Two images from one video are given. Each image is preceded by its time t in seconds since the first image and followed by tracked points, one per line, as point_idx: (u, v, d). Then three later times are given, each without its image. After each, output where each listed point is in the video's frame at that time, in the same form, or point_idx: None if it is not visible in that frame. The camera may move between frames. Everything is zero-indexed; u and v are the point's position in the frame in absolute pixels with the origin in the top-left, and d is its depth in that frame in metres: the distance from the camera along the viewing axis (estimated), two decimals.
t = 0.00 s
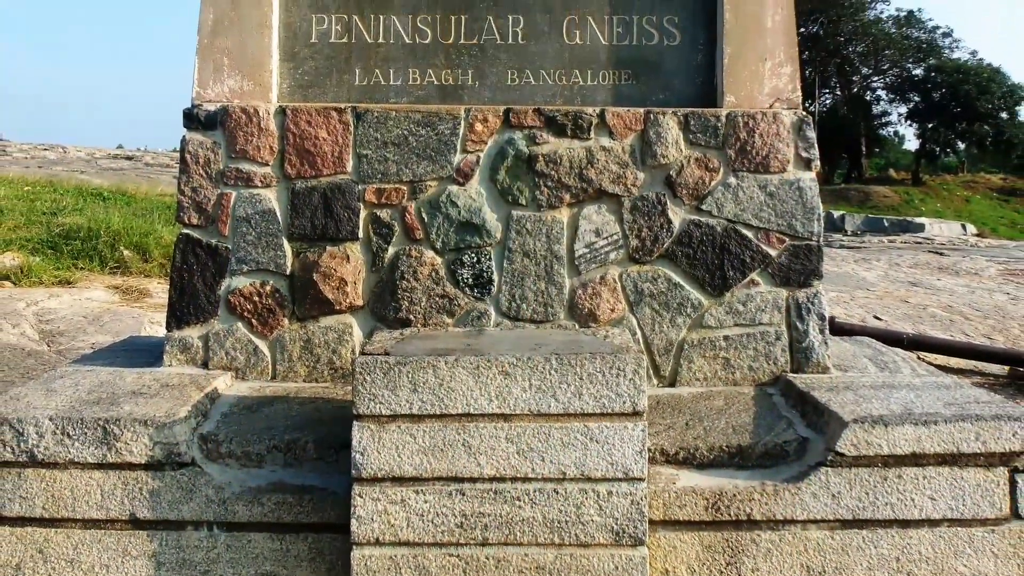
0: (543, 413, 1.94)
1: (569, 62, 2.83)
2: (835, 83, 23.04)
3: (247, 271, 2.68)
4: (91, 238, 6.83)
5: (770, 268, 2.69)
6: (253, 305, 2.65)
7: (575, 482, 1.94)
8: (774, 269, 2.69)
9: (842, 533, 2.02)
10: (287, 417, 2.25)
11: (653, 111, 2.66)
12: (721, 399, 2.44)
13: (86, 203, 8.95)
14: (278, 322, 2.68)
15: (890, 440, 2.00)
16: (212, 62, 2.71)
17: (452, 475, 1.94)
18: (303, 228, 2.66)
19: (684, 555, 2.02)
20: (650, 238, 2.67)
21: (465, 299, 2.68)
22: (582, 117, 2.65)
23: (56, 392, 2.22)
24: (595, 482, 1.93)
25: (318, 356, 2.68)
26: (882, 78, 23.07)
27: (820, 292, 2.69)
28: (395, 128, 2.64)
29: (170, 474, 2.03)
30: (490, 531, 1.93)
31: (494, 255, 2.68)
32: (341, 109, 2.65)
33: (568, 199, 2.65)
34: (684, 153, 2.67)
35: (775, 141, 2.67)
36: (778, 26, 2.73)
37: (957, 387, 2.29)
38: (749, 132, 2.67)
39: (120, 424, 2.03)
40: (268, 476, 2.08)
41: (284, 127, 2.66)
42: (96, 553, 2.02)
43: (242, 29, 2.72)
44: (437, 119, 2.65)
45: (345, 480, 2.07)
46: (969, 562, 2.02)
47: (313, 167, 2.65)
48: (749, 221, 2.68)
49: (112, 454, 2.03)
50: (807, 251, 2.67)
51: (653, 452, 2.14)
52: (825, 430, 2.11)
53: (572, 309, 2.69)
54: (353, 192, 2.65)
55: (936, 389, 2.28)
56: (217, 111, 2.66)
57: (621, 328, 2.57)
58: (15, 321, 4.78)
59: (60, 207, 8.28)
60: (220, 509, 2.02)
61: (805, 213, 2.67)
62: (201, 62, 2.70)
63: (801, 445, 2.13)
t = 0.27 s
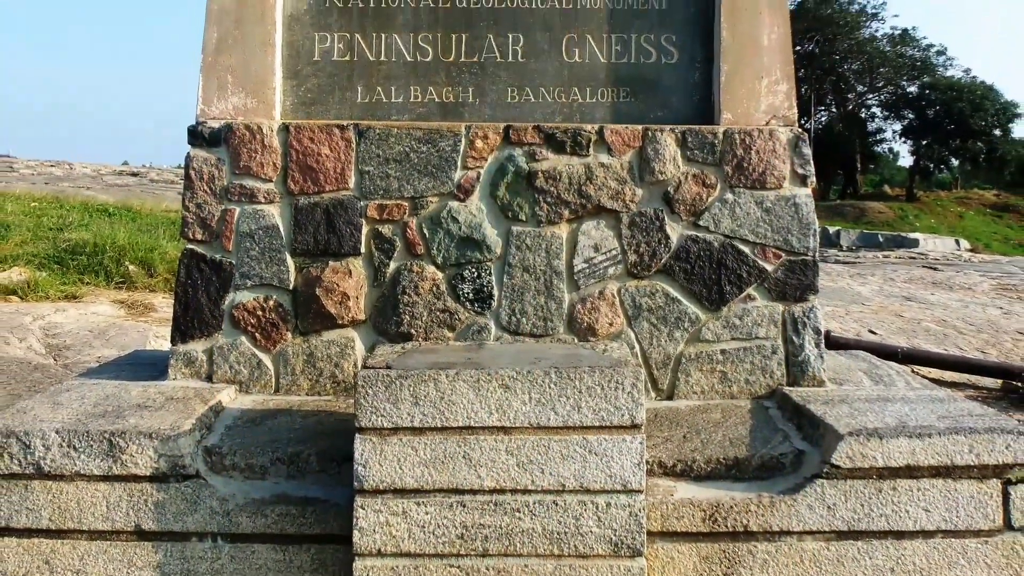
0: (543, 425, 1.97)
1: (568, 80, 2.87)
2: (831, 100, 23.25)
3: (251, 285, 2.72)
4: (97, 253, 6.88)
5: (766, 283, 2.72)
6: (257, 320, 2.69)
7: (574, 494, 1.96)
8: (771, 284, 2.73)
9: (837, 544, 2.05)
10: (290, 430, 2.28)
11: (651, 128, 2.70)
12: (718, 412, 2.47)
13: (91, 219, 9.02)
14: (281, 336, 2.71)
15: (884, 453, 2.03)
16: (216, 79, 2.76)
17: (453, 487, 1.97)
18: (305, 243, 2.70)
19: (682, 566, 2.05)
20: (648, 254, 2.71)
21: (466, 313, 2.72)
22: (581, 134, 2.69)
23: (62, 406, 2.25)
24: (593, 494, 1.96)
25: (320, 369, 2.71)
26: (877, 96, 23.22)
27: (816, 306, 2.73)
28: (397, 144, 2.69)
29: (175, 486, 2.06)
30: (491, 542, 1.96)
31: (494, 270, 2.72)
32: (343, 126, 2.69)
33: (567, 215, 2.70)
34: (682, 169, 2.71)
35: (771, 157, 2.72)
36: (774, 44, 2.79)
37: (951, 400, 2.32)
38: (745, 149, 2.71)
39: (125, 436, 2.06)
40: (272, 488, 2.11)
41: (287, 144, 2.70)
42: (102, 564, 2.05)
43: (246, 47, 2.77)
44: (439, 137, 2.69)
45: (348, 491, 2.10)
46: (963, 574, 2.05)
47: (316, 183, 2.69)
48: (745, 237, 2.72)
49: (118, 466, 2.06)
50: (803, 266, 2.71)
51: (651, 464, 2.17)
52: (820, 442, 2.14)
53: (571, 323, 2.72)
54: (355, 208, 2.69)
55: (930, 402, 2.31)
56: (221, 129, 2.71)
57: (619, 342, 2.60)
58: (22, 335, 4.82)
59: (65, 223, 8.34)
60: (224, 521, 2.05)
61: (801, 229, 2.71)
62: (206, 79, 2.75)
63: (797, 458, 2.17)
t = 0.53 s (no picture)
0: (542, 438, 2.00)
1: (567, 97, 2.92)
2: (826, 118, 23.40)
3: (254, 299, 2.75)
4: (102, 268, 6.94)
5: (763, 298, 2.76)
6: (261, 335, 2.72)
7: (573, 505, 1.99)
8: (767, 298, 2.76)
9: (832, 555, 2.08)
10: (293, 442, 2.32)
11: (649, 144, 2.75)
12: (715, 425, 2.50)
13: (97, 234, 9.08)
14: (285, 350, 2.75)
15: (879, 465, 2.06)
16: (221, 96, 2.81)
17: (454, 498, 2.00)
18: (308, 258, 2.74)
19: None
20: (646, 269, 2.75)
21: (466, 327, 2.76)
22: (580, 151, 2.74)
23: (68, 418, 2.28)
24: (592, 506, 1.99)
25: (323, 383, 2.75)
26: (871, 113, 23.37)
27: (812, 321, 2.77)
28: (398, 161, 2.73)
29: (180, 497, 2.10)
30: (491, 552, 1.99)
31: (494, 285, 2.75)
32: (345, 143, 2.73)
33: (566, 230, 2.74)
34: (679, 185, 2.76)
35: (768, 173, 2.76)
36: (770, 61, 2.83)
37: (945, 413, 2.35)
38: (742, 165, 2.76)
39: (131, 448, 2.09)
40: (275, 500, 2.14)
41: (290, 160, 2.74)
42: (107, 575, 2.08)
43: (250, 64, 2.82)
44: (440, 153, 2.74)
45: (350, 503, 2.13)
46: None
47: (319, 199, 2.73)
48: (742, 252, 2.76)
49: (124, 478, 2.09)
50: (799, 280, 2.75)
51: (649, 476, 2.19)
52: (816, 455, 2.17)
53: (570, 337, 2.76)
54: (357, 224, 2.73)
55: (924, 415, 2.35)
56: (225, 145, 2.75)
57: (618, 355, 2.64)
58: (29, 348, 4.86)
59: (72, 238, 8.40)
60: (228, 532, 2.08)
61: (797, 244, 2.75)
62: (210, 97, 2.80)
63: (792, 470, 2.20)
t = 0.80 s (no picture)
0: (542, 450, 2.03)
1: (566, 114, 2.97)
2: (821, 134, 23.59)
3: (258, 314, 2.79)
4: (108, 282, 6.99)
5: (760, 312, 2.80)
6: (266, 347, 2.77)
7: (572, 516, 2.02)
8: (764, 312, 2.80)
9: (827, 565, 2.12)
10: (296, 454, 2.35)
11: (648, 160, 2.79)
12: (713, 437, 2.53)
13: (104, 249, 9.14)
14: (288, 363, 2.78)
15: (874, 477, 2.09)
16: (225, 113, 2.86)
17: (454, 509, 2.03)
18: (310, 273, 2.77)
19: None
20: (645, 283, 2.79)
21: (467, 340, 2.79)
22: (579, 166, 2.78)
23: (74, 431, 2.32)
24: (591, 517, 2.02)
25: (325, 395, 2.78)
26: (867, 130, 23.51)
27: (808, 334, 2.81)
28: (399, 177, 2.77)
29: (184, 509, 2.13)
30: (491, 563, 2.02)
31: (494, 299, 2.79)
32: (348, 159, 2.78)
33: (566, 245, 2.78)
34: (677, 201, 2.80)
35: (764, 189, 2.80)
36: (767, 78, 2.87)
37: (939, 425, 2.39)
38: (739, 181, 2.80)
39: (136, 460, 2.13)
40: (278, 512, 2.17)
41: (294, 177, 2.79)
42: None
43: (254, 81, 2.86)
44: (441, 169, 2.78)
45: (353, 514, 2.16)
46: None
47: (321, 215, 2.77)
48: (739, 266, 2.80)
49: (129, 490, 2.12)
50: (795, 295, 2.79)
51: (647, 488, 2.22)
52: (812, 467, 2.20)
53: (569, 350, 2.79)
54: (360, 239, 2.77)
55: (919, 427, 2.38)
56: (229, 161, 2.80)
57: (617, 369, 2.67)
58: (36, 362, 4.90)
59: (77, 252, 8.46)
60: (232, 543, 2.11)
61: (793, 259, 2.80)
62: (214, 113, 2.85)
63: (788, 482, 2.23)
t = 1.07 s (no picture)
0: (541, 461, 2.06)
1: (565, 130, 3.02)
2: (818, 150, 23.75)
3: (261, 327, 2.83)
4: (113, 296, 7.03)
5: (757, 325, 2.84)
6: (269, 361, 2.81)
7: (571, 527, 2.05)
8: (760, 326, 2.84)
9: None
10: (299, 466, 2.38)
11: (646, 176, 2.84)
12: (710, 449, 2.56)
13: (108, 263, 9.19)
14: (290, 376, 2.82)
15: (869, 488, 2.12)
16: (229, 129, 2.90)
17: (455, 520, 2.06)
18: (313, 287, 2.81)
19: None
20: (643, 297, 2.83)
21: (467, 353, 2.83)
22: (578, 182, 2.82)
23: (80, 443, 2.35)
24: (590, 528, 2.05)
25: (327, 408, 2.81)
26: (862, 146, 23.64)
27: (804, 348, 2.84)
28: (401, 192, 2.82)
29: (189, 520, 2.16)
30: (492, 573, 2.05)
31: (494, 312, 2.83)
32: (350, 175, 2.82)
33: (565, 259, 2.82)
34: (675, 216, 2.84)
35: (760, 205, 2.85)
36: (763, 95, 2.92)
37: (934, 438, 2.42)
38: (736, 196, 2.85)
39: (141, 472, 2.16)
40: (282, 523, 2.20)
41: (297, 192, 2.83)
42: None
43: (257, 98, 2.91)
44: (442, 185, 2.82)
45: (355, 525, 2.19)
46: None
47: (324, 230, 2.82)
48: (736, 281, 2.84)
49: (134, 501, 2.15)
50: (791, 308, 2.83)
51: (645, 499, 2.25)
52: (808, 479, 2.23)
53: (569, 363, 2.83)
54: (362, 254, 2.81)
55: (914, 439, 2.41)
56: (233, 177, 2.84)
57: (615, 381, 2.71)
58: (42, 375, 4.92)
59: (82, 267, 8.50)
60: (236, 554, 2.14)
61: (789, 273, 2.84)
62: (218, 130, 2.90)
63: (784, 493, 2.26)
